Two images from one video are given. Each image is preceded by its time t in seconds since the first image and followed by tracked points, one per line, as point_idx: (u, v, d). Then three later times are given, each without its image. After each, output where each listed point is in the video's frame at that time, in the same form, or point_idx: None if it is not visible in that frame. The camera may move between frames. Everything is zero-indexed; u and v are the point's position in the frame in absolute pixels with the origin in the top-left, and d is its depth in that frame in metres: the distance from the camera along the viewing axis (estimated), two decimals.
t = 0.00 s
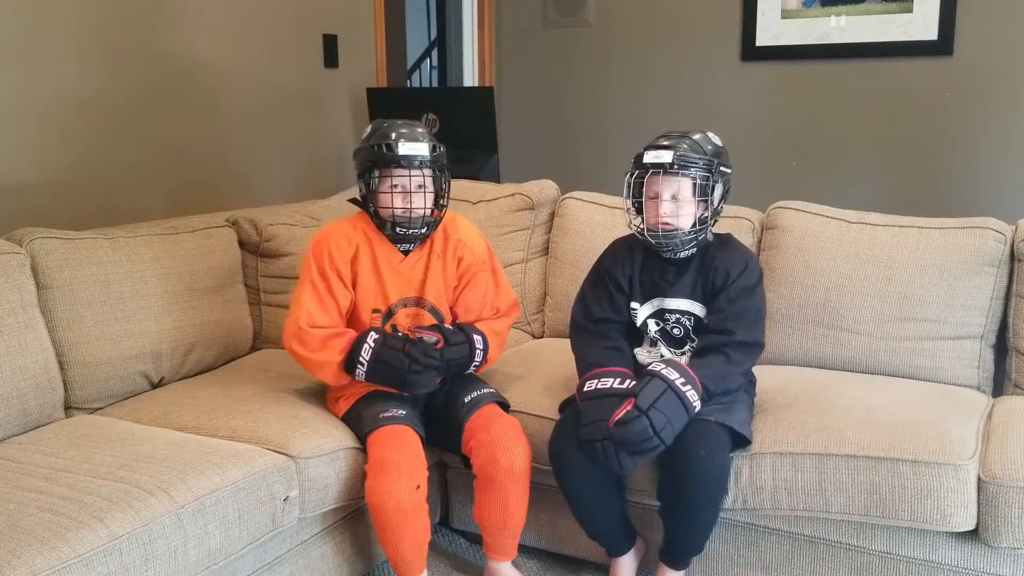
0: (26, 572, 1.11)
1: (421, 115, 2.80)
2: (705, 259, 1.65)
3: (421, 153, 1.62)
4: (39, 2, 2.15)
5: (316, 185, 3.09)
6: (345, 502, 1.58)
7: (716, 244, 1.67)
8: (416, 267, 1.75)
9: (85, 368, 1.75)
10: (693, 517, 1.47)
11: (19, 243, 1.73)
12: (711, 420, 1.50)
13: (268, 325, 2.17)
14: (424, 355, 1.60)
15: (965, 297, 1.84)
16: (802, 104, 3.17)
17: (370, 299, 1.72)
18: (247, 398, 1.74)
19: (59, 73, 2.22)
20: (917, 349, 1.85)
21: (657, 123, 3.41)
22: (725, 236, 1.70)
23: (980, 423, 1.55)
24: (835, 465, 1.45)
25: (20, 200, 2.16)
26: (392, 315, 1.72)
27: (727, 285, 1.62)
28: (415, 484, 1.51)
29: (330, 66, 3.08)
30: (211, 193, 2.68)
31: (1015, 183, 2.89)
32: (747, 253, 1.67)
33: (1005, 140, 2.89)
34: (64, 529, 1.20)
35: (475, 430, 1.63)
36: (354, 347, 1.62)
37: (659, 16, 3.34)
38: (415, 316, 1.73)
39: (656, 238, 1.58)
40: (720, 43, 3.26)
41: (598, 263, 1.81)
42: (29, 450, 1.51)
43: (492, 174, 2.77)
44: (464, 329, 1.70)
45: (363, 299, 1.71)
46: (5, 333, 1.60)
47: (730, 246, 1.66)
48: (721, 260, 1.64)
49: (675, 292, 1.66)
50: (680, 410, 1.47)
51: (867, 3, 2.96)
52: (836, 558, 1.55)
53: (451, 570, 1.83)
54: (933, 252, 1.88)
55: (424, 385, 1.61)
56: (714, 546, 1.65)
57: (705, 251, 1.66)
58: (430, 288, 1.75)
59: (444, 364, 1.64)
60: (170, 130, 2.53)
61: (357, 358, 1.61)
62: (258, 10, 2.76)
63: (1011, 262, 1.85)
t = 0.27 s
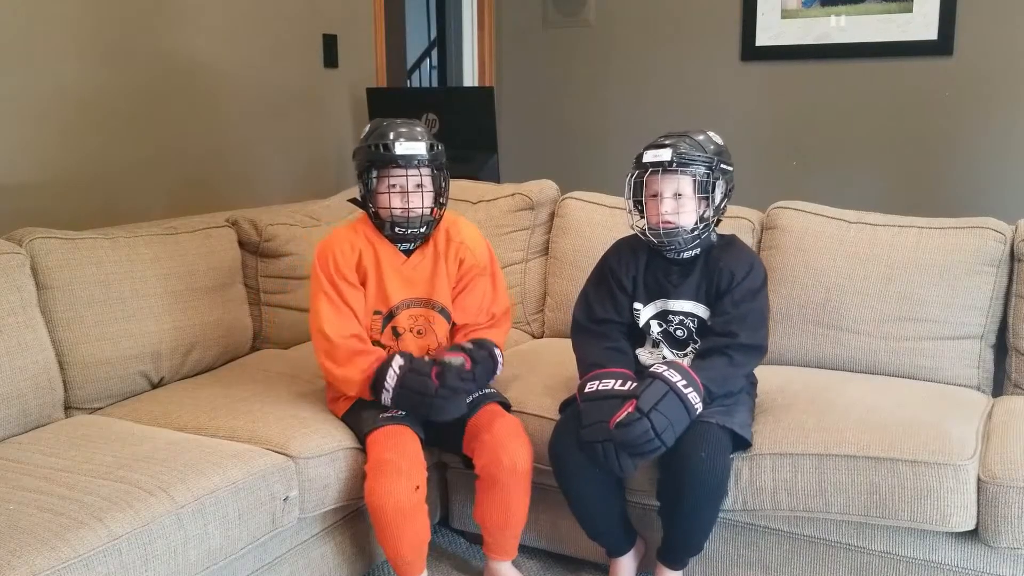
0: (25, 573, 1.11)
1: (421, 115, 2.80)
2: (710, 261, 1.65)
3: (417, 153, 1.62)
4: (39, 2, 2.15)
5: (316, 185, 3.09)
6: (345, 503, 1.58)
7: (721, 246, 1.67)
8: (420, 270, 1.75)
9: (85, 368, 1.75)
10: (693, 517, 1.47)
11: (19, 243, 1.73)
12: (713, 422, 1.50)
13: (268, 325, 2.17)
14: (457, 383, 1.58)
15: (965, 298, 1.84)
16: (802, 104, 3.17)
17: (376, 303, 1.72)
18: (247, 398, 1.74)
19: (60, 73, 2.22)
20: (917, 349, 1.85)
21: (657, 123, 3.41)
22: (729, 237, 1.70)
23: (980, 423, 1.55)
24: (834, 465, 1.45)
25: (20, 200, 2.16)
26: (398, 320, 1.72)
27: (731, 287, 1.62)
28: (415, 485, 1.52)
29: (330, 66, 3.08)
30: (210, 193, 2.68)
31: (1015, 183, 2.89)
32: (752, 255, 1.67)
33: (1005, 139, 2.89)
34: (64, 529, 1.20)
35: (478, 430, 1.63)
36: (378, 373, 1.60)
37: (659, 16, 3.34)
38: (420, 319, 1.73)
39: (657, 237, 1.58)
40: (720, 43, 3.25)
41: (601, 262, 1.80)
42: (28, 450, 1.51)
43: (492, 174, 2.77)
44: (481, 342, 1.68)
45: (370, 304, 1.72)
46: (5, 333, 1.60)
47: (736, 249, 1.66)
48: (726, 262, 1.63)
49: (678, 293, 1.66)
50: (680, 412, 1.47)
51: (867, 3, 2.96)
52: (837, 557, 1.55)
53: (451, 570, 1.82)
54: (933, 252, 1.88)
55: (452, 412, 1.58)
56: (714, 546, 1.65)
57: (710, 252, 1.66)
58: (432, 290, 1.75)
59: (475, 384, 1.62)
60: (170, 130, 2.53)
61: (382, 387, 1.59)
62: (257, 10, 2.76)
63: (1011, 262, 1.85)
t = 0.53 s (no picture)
0: (26, 573, 1.11)
1: (421, 115, 2.80)
2: (711, 261, 1.65)
3: (414, 153, 1.62)
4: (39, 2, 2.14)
5: (316, 185, 3.09)
6: (345, 503, 1.58)
7: (722, 246, 1.67)
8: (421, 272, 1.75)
9: (85, 368, 1.75)
10: (693, 517, 1.47)
11: (20, 243, 1.73)
12: (713, 423, 1.50)
13: (268, 326, 2.17)
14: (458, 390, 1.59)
15: (965, 298, 1.84)
16: (802, 105, 3.17)
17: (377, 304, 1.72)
18: (247, 398, 1.74)
19: (60, 73, 2.22)
20: (917, 349, 1.85)
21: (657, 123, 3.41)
22: (728, 237, 1.70)
23: (980, 424, 1.55)
24: (834, 466, 1.45)
25: (20, 200, 2.16)
26: (398, 321, 1.72)
27: (731, 288, 1.62)
28: (415, 486, 1.52)
29: (330, 66, 3.08)
30: (210, 193, 2.68)
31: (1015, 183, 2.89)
32: (753, 256, 1.67)
33: (1005, 140, 2.89)
34: (64, 529, 1.20)
35: (480, 430, 1.63)
36: (375, 372, 1.60)
37: (659, 16, 3.34)
38: (420, 321, 1.73)
39: (660, 240, 1.58)
40: (720, 44, 3.26)
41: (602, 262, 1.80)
42: (28, 450, 1.51)
43: (492, 174, 2.77)
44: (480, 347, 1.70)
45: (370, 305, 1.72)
46: (5, 333, 1.60)
47: (736, 249, 1.66)
48: (726, 262, 1.63)
49: (679, 293, 1.66)
50: (681, 412, 1.47)
51: (867, 3, 2.96)
52: (837, 558, 1.55)
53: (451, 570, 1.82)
54: (933, 253, 1.88)
55: (453, 419, 1.58)
56: (714, 546, 1.65)
57: (711, 252, 1.66)
58: (432, 292, 1.75)
59: (477, 388, 1.64)
60: (170, 130, 2.53)
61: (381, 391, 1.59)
62: (257, 11, 2.76)
63: (1011, 262, 1.85)
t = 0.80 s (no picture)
0: (25, 573, 1.11)
1: (421, 115, 2.80)
2: (710, 261, 1.65)
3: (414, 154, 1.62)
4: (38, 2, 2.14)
5: (316, 185, 3.09)
6: (345, 503, 1.58)
7: (721, 246, 1.67)
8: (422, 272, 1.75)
9: (85, 368, 1.75)
10: (692, 517, 1.47)
11: (20, 243, 1.73)
12: (713, 423, 1.50)
13: (268, 326, 2.17)
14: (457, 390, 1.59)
15: (965, 298, 1.84)
16: (802, 104, 3.17)
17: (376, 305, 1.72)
18: (247, 398, 1.74)
19: (58, 73, 2.22)
20: (917, 349, 1.85)
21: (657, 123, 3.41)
22: (728, 237, 1.70)
23: (980, 423, 1.55)
24: (834, 465, 1.45)
25: (20, 201, 2.16)
26: (396, 321, 1.72)
27: (731, 287, 1.61)
28: (415, 486, 1.52)
29: (330, 66, 3.08)
30: (210, 193, 2.68)
31: (1015, 182, 2.89)
32: (753, 255, 1.67)
33: (1005, 139, 2.89)
34: (63, 529, 1.20)
35: (479, 430, 1.63)
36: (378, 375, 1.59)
37: (659, 15, 3.34)
38: (420, 321, 1.73)
39: (660, 240, 1.58)
40: (719, 43, 3.25)
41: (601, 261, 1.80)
42: (28, 450, 1.51)
43: (492, 174, 2.77)
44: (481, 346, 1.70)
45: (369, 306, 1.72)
46: (5, 333, 1.61)
47: (737, 249, 1.66)
48: (726, 261, 1.63)
49: (679, 293, 1.65)
50: (681, 412, 1.47)
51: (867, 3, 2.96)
52: (837, 557, 1.55)
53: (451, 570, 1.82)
54: (933, 252, 1.88)
55: (453, 419, 1.58)
56: (714, 546, 1.65)
57: (710, 252, 1.66)
58: (432, 292, 1.75)
59: (478, 388, 1.63)
60: (170, 130, 2.53)
61: (382, 392, 1.59)
62: (257, 10, 2.76)
63: (1011, 262, 1.85)
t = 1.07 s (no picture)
0: (25, 573, 1.11)
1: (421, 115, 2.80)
2: (711, 261, 1.65)
3: (418, 150, 1.62)
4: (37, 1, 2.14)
5: (316, 185, 3.09)
6: (345, 503, 1.58)
7: (722, 246, 1.67)
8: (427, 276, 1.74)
9: (85, 368, 1.75)
10: (692, 518, 1.47)
11: (20, 243, 1.73)
12: (713, 423, 1.50)
13: (268, 325, 2.17)
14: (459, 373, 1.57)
15: (965, 298, 1.84)
16: (802, 104, 3.17)
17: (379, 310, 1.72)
18: (247, 398, 1.74)
19: (57, 73, 2.22)
20: (917, 349, 1.85)
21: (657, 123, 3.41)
22: (728, 237, 1.70)
23: (980, 424, 1.55)
24: (834, 465, 1.45)
25: (20, 200, 2.16)
26: (399, 326, 1.72)
27: (732, 288, 1.61)
28: (412, 487, 1.52)
29: (330, 66, 3.08)
30: (210, 193, 2.68)
31: (1015, 182, 2.89)
32: (753, 256, 1.67)
33: (1005, 139, 2.89)
34: (63, 529, 1.20)
35: (479, 429, 1.63)
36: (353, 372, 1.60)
37: (659, 15, 3.34)
38: (423, 326, 1.73)
39: (660, 240, 1.58)
40: (719, 43, 3.26)
41: (602, 261, 1.80)
42: (27, 450, 1.51)
43: (492, 174, 2.77)
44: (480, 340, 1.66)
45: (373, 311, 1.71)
46: (5, 333, 1.60)
47: (738, 249, 1.66)
48: (727, 262, 1.63)
49: (679, 293, 1.65)
50: (681, 412, 1.47)
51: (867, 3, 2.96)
52: (837, 557, 1.55)
53: (451, 570, 1.82)
54: (933, 252, 1.88)
55: (434, 406, 1.53)
56: (714, 546, 1.65)
57: (711, 252, 1.66)
58: (437, 298, 1.74)
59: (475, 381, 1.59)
60: (170, 130, 2.53)
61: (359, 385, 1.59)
62: (256, 10, 2.76)
63: (1011, 262, 1.85)
